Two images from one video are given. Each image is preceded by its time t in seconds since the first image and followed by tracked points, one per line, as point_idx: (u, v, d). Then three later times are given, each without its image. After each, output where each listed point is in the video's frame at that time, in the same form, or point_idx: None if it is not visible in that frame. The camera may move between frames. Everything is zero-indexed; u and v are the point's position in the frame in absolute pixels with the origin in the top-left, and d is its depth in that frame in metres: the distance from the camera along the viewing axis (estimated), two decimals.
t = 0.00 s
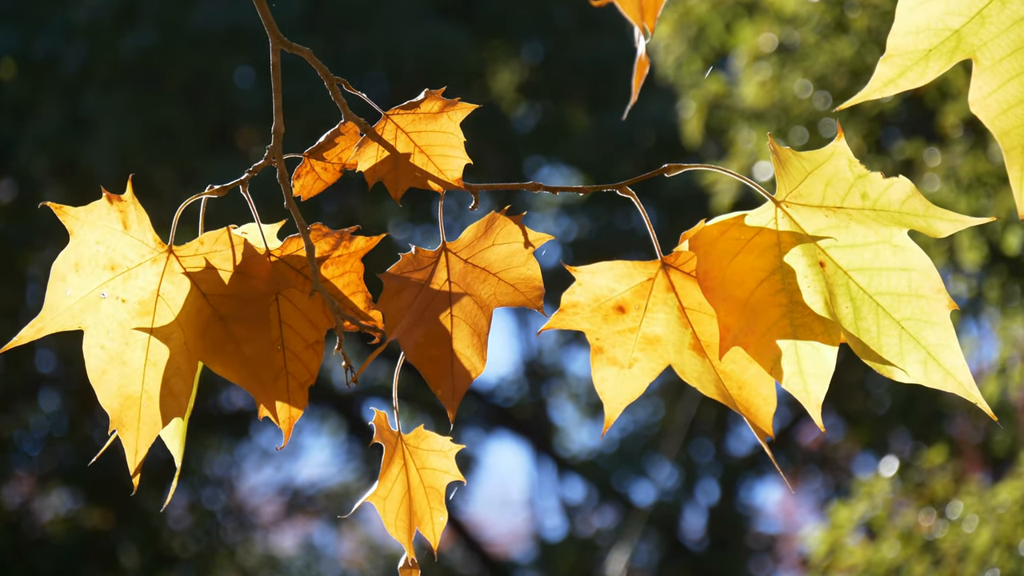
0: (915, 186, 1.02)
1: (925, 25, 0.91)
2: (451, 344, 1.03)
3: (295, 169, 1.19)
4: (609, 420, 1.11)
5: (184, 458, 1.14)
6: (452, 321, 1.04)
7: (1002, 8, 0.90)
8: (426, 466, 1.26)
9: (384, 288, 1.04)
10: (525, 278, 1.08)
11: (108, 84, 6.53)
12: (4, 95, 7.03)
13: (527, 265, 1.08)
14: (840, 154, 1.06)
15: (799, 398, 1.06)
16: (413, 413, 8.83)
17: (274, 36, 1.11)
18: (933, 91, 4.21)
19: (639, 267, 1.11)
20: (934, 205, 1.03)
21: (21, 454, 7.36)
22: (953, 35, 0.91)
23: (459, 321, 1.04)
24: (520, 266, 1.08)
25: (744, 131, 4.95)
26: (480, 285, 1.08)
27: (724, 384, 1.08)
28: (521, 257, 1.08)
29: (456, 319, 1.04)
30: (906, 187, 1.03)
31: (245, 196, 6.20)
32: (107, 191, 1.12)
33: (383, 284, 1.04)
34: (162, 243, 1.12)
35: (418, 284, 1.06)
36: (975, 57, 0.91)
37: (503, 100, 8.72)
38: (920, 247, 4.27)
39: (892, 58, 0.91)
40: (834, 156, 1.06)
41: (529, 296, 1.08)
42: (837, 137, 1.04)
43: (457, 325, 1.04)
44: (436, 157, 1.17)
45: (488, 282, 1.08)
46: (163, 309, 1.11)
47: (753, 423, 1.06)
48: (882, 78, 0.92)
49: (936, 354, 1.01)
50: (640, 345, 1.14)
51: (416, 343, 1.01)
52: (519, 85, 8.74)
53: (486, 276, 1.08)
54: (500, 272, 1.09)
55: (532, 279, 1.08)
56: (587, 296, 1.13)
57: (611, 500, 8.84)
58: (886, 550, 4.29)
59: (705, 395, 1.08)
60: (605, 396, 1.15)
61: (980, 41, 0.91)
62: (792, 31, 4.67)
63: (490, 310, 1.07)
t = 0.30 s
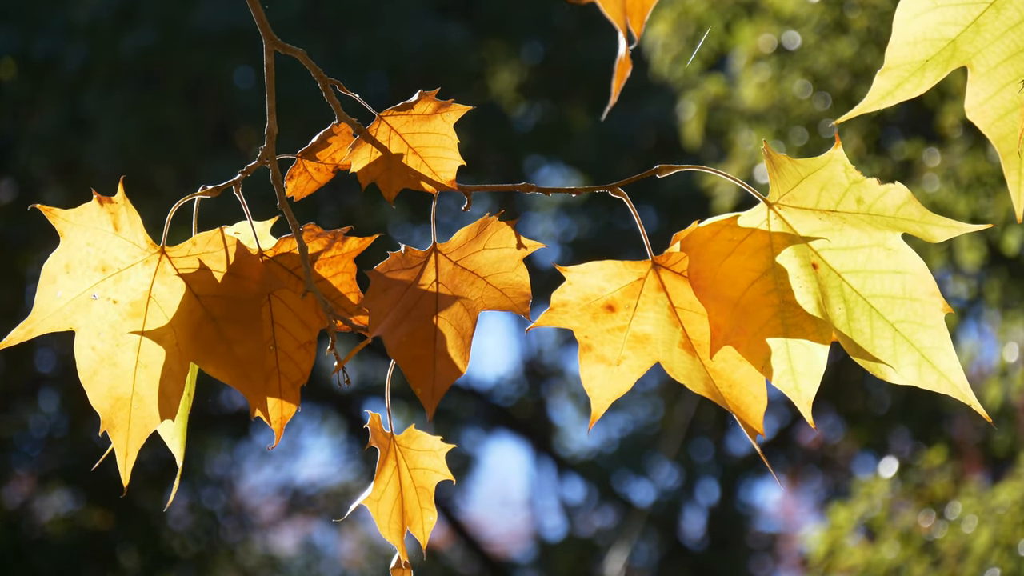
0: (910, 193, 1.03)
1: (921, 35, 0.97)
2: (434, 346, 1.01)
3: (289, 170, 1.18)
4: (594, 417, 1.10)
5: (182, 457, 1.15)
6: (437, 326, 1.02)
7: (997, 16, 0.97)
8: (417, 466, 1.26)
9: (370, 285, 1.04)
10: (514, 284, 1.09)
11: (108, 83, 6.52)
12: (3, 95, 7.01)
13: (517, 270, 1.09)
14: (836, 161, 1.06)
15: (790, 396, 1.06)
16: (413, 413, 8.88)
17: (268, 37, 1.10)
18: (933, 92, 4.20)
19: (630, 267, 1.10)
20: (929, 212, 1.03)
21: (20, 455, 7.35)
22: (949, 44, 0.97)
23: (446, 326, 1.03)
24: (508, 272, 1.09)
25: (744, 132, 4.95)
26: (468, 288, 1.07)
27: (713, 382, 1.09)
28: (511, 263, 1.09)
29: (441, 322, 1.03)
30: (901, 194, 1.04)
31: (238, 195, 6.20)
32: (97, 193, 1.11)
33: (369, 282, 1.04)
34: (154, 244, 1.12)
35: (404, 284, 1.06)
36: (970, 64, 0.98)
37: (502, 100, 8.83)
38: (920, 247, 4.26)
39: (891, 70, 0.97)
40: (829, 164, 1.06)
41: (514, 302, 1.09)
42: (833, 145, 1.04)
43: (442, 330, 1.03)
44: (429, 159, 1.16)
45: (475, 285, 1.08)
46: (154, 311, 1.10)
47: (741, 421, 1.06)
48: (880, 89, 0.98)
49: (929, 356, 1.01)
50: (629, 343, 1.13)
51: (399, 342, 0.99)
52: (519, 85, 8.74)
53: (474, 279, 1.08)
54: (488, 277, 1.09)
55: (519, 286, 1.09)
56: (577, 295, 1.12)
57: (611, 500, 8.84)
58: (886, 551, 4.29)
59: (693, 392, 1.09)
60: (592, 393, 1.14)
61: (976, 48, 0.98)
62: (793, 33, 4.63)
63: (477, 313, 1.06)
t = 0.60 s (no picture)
0: (901, 202, 1.03)
1: (922, 41, 0.98)
2: (428, 346, 1.00)
3: (285, 173, 1.17)
4: (596, 423, 1.11)
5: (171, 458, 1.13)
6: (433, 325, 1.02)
7: (998, 21, 0.98)
8: (415, 469, 1.26)
9: (368, 287, 1.06)
10: (508, 283, 1.07)
11: (108, 83, 6.52)
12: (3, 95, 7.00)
13: (511, 269, 1.07)
14: (827, 168, 1.06)
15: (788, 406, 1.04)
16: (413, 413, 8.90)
17: (265, 39, 1.10)
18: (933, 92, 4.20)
19: (628, 273, 1.10)
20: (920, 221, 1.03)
21: (20, 455, 7.34)
22: (950, 50, 0.98)
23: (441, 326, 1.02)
24: (503, 271, 1.07)
25: (744, 133, 4.94)
26: (461, 287, 1.07)
27: (711, 390, 1.08)
28: (504, 262, 1.07)
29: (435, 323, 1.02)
30: (893, 203, 1.03)
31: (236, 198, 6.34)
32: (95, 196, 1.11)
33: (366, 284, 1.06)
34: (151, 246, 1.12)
35: (401, 286, 1.07)
36: (971, 69, 0.99)
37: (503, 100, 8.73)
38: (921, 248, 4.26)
39: (891, 77, 0.98)
40: (821, 171, 1.05)
41: (507, 299, 1.07)
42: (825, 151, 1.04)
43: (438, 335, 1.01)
44: (426, 162, 1.16)
45: (470, 285, 1.07)
46: (153, 313, 1.10)
47: (739, 428, 1.05)
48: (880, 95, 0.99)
49: (921, 367, 1.02)
50: (628, 350, 1.13)
51: (394, 341, 0.99)
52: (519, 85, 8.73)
53: (468, 280, 1.08)
54: (482, 276, 1.08)
55: (513, 284, 1.07)
56: (576, 301, 1.13)
57: (611, 500, 8.84)
58: (886, 551, 4.28)
59: (693, 400, 1.08)
60: (593, 400, 1.15)
61: (977, 54, 0.98)
62: (793, 34, 4.65)
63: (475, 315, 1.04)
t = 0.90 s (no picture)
0: (894, 208, 1.03)
1: (921, 52, 0.99)
2: (423, 347, 1.00)
3: (281, 174, 1.17)
4: (589, 431, 1.10)
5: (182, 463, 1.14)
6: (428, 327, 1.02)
7: (994, 30, 0.99)
8: (401, 472, 1.26)
9: (361, 290, 1.04)
10: (503, 288, 1.07)
11: (108, 83, 6.51)
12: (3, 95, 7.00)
13: (507, 274, 1.08)
14: (820, 174, 1.05)
15: (780, 412, 1.05)
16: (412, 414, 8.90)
17: (260, 39, 1.09)
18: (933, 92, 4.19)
19: (622, 277, 1.10)
20: (913, 228, 1.02)
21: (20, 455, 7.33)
22: (947, 60, 1.00)
23: (439, 330, 1.02)
24: (499, 276, 1.07)
25: (744, 133, 4.92)
26: (457, 291, 1.07)
27: (705, 397, 1.07)
28: (500, 267, 1.07)
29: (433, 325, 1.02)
30: (885, 209, 1.03)
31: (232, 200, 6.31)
32: (89, 196, 1.10)
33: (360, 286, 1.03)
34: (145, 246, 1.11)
35: (395, 289, 1.05)
36: (967, 80, 1.01)
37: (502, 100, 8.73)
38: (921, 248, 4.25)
39: (891, 87, 0.99)
40: (813, 176, 1.05)
41: (504, 305, 1.07)
42: (817, 156, 1.04)
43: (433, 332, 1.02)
44: (422, 163, 1.16)
45: (465, 289, 1.07)
46: (146, 315, 1.10)
47: (732, 437, 1.04)
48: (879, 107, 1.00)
49: (913, 374, 1.01)
50: (622, 356, 1.13)
51: (389, 344, 0.99)
52: (519, 86, 8.72)
53: (463, 283, 1.07)
54: (479, 280, 1.08)
55: (509, 289, 1.07)
56: (571, 305, 1.12)
57: (610, 500, 8.83)
58: (886, 551, 4.27)
59: (688, 407, 1.06)
60: (586, 408, 1.14)
61: (973, 64, 1.00)
62: (795, 35, 4.64)
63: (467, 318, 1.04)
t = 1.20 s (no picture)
0: (906, 198, 1.03)
1: (917, 53, 1.00)
2: (438, 349, 1.01)
3: (288, 174, 1.17)
4: (601, 430, 1.10)
5: (182, 465, 1.15)
6: (442, 329, 1.03)
7: (990, 32, 1.00)
8: (420, 470, 1.26)
9: (373, 291, 1.04)
10: (514, 284, 1.07)
11: (108, 83, 6.51)
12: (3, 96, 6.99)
13: (517, 270, 1.07)
14: (831, 165, 1.06)
15: (790, 407, 1.06)
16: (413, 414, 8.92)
17: (266, 40, 1.09)
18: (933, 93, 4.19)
19: (632, 275, 1.10)
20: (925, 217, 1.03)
21: (20, 455, 7.33)
22: (943, 61, 1.00)
23: (451, 329, 1.03)
24: (509, 272, 1.07)
25: (744, 133, 4.92)
26: (469, 290, 1.07)
27: (717, 393, 1.07)
28: (511, 263, 1.07)
29: (447, 326, 1.03)
30: (897, 199, 1.04)
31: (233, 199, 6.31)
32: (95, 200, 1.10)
33: (372, 287, 1.04)
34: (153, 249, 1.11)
35: (407, 288, 1.06)
36: (962, 82, 1.02)
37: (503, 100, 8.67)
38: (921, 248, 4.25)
39: (885, 88, 1.01)
40: (825, 167, 1.05)
41: (515, 300, 1.07)
42: (829, 148, 1.04)
43: (446, 333, 1.03)
44: (428, 163, 1.17)
45: (477, 287, 1.07)
46: (153, 316, 1.09)
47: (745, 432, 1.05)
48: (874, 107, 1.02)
49: (927, 364, 1.02)
50: (632, 353, 1.13)
51: (403, 345, 1.00)
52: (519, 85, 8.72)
53: (475, 282, 1.07)
54: (489, 277, 1.08)
55: (520, 285, 1.07)
56: (580, 303, 1.13)
57: (610, 500, 8.84)
58: (886, 552, 4.28)
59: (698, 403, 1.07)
60: (598, 406, 1.14)
61: (969, 66, 1.01)
62: (796, 36, 4.66)
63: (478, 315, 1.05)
